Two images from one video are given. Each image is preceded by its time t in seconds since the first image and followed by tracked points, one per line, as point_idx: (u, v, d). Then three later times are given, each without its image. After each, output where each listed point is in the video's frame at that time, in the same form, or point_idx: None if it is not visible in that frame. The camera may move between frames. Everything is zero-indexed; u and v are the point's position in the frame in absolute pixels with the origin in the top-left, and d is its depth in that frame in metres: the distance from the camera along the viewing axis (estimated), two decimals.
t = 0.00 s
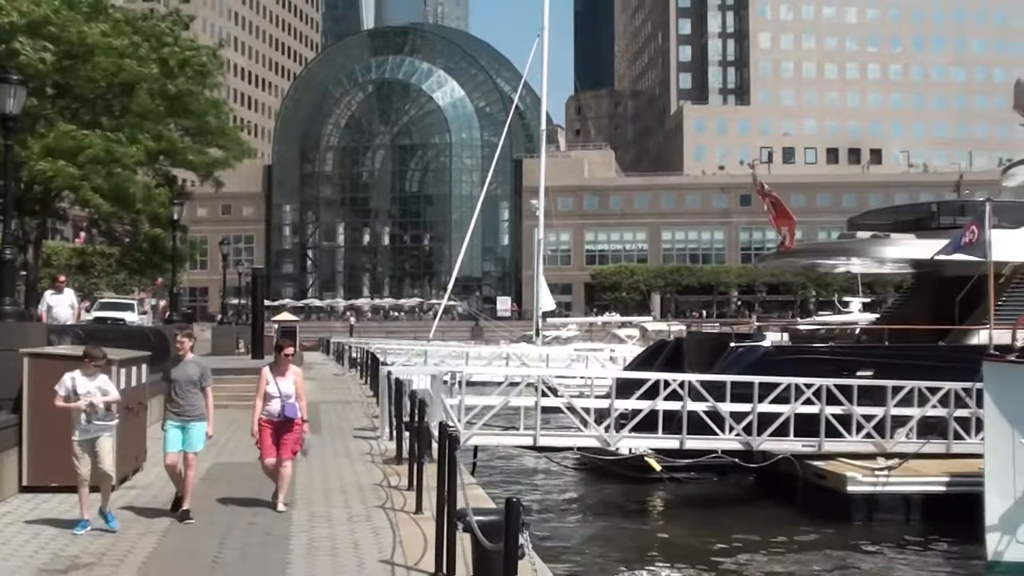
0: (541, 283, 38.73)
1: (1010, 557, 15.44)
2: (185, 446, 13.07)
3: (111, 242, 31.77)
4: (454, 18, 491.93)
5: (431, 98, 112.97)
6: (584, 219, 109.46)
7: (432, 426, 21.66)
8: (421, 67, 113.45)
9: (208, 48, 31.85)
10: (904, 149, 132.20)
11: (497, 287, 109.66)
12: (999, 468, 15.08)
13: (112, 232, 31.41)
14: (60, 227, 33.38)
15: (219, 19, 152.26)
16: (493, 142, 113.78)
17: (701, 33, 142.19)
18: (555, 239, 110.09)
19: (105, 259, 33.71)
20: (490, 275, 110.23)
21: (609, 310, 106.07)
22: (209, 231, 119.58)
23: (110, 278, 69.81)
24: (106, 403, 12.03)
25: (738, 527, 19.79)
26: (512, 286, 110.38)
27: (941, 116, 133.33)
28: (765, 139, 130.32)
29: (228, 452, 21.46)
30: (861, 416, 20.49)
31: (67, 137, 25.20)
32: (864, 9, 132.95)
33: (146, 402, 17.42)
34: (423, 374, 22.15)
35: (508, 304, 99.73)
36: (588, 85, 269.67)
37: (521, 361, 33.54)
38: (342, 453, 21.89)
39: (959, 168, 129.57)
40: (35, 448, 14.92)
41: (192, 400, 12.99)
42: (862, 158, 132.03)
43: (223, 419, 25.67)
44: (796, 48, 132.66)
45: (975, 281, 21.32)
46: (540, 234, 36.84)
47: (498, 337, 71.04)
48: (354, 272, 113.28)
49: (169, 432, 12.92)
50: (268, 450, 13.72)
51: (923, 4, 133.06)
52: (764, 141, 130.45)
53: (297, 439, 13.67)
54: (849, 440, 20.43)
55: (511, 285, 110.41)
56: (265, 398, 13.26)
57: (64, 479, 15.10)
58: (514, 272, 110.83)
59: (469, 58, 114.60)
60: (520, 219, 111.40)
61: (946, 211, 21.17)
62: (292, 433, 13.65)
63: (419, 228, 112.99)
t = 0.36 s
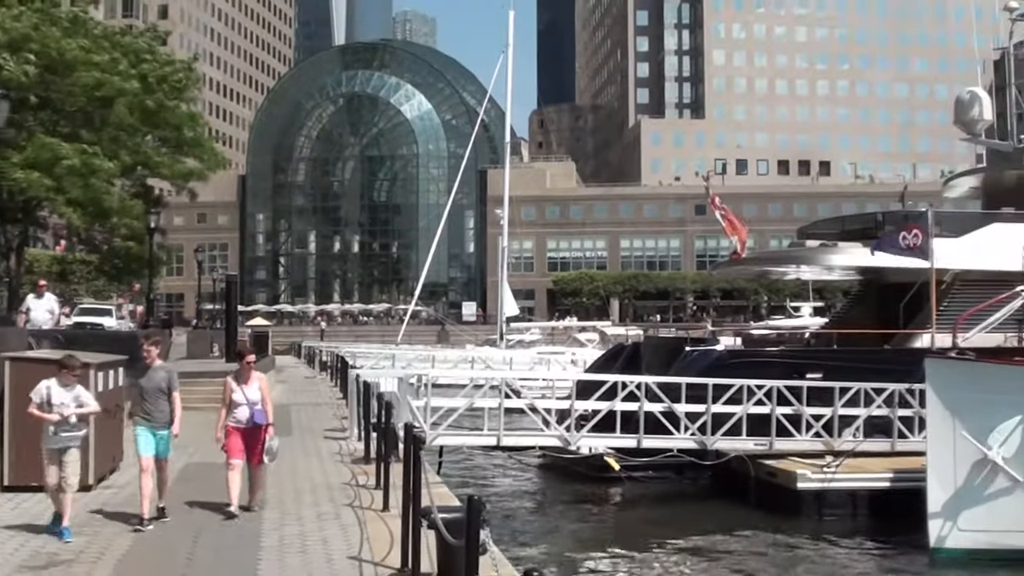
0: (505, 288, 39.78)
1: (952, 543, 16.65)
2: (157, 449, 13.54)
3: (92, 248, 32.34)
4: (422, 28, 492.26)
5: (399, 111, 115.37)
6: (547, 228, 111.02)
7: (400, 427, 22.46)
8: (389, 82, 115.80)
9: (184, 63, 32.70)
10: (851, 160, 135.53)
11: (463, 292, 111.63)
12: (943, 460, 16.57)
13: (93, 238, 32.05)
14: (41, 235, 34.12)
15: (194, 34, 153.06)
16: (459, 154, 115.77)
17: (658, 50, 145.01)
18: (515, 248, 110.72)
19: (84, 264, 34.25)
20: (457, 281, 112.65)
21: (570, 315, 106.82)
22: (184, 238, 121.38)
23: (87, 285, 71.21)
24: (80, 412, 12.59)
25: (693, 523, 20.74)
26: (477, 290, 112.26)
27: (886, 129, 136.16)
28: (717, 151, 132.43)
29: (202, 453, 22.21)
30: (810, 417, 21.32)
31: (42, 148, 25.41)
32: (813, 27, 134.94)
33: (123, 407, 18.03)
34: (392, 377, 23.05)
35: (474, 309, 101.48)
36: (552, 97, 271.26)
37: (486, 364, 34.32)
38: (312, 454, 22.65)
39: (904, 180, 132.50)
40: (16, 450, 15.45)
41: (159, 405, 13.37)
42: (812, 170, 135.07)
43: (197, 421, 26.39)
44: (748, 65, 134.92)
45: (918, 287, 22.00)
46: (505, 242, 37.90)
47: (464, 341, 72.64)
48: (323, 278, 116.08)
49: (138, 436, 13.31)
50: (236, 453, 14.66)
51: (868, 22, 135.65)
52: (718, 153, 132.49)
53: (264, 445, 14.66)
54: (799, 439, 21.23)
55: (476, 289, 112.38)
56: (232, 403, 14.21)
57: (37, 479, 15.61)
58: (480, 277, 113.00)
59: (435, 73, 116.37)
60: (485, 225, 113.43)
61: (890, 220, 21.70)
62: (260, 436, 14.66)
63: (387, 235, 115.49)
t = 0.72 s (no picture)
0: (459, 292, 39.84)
1: (905, 542, 16.79)
2: (104, 456, 12.83)
3: (41, 253, 31.98)
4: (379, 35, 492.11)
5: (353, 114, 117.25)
6: (502, 232, 111.44)
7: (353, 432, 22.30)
8: (343, 85, 117.95)
9: (136, 65, 32.34)
10: (806, 165, 136.10)
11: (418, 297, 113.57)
12: (893, 456, 16.70)
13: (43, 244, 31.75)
14: None
15: (148, 36, 152.37)
16: (414, 157, 117.75)
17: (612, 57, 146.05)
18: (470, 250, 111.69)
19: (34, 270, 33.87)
20: (410, 285, 114.45)
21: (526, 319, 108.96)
22: (137, 241, 120.73)
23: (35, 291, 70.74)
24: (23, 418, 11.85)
25: (647, 527, 20.73)
26: (430, 294, 114.51)
27: (841, 135, 137.32)
28: (672, 156, 133.62)
29: (152, 458, 22.02)
30: (763, 419, 21.36)
31: None
32: (768, 32, 136.47)
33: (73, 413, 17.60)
34: (347, 382, 22.93)
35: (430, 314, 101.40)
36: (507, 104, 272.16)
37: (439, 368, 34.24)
38: (266, 460, 22.52)
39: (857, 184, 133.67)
40: None
41: (106, 407, 12.78)
42: (766, 174, 135.61)
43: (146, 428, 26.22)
44: (703, 70, 136.44)
45: (871, 291, 22.07)
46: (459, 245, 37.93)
47: (417, 346, 72.81)
48: (277, 282, 117.39)
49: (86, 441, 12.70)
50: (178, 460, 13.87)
51: (823, 28, 136.92)
52: (673, 157, 133.72)
53: (209, 449, 13.87)
54: (751, 442, 21.25)
55: (430, 294, 114.50)
56: (176, 405, 13.44)
57: None
58: (434, 282, 114.81)
59: (390, 76, 119.06)
60: (438, 229, 115.42)
61: (844, 225, 21.83)
62: (203, 442, 13.85)
63: (341, 239, 117.00)
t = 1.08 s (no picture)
0: (403, 294, 39.90)
1: (844, 540, 16.94)
2: (46, 469, 12.21)
3: None
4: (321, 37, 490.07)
5: (296, 114, 119.39)
6: (445, 233, 111.66)
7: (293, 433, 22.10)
8: (286, 85, 120.09)
9: (78, 64, 32.04)
10: (747, 167, 134.22)
11: (359, 297, 115.52)
12: (832, 454, 16.74)
13: None
14: None
15: (87, 34, 150.84)
16: (357, 157, 120.39)
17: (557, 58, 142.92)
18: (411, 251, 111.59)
19: None
20: (352, 287, 116.11)
21: (468, 320, 109.67)
22: (76, 243, 120.16)
23: None
24: None
25: (590, 529, 20.71)
26: (371, 294, 116.39)
27: (783, 136, 135.26)
28: (614, 158, 131.55)
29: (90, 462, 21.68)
30: (704, 419, 21.38)
31: None
32: (710, 35, 134.70)
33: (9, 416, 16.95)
34: (287, 383, 22.73)
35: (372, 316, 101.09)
36: (449, 104, 271.45)
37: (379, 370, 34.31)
38: (206, 461, 22.32)
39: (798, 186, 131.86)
40: None
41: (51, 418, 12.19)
42: (708, 176, 133.91)
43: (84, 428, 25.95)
44: (646, 73, 133.77)
45: (811, 293, 22.30)
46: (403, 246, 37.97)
47: (359, 347, 72.67)
48: (218, 283, 118.42)
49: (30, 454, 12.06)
50: (111, 471, 13.16)
51: (765, 30, 135.10)
52: (617, 158, 131.69)
53: (139, 459, 13.15)
54: (692, 441, 21.28)
55: (371, 295, 116.42)
56: (108, 416, 12.78)
57: None
58: (375, 283, 116.73)
59: (333, 77, 121.54)
60: (378, 230, 117.78)
61: (785, 227, 21.95)
62: (133, 455, 13.13)
63: (283, 241, 118.76)
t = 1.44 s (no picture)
0: (337, 291, 39.73)
1: (775, 539, 16.79)
2: None
3: None
4: (257, 33, 488.10)
5: (230, 111, 118.62)
6: (379, 231, 111.06)
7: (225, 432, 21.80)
8: (220, 82, 119.58)
9: (8, 61, 31.59)
10: (683, 167, 131.96)
11: (293, 296, 114.77)
12: (763, 454, 16.62)
13: None
14: None
15: (17, 29, 148.96)
16: (291, 155, 120.04)
17: (493, 57, 141.83)
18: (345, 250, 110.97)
19: None
20: (286, 286, 115.37)
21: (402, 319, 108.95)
22: (8, 239, 118.18)
23: None
24: None
25: (524, 529, 20.60)
26: (305, 292, 115.66)
27: (717, 137, 133.87)
28: (551, 157, 128.72)
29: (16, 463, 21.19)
30: (636, 416, 21.33)
31: None
32: (645, 35, 132.55)
33: None
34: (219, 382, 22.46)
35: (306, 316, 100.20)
36: (385, 101, 270.02)
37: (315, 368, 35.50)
38: (136, 462, 22.00)
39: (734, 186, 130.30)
40: None
41: None
42: (643, 176, 131.20)
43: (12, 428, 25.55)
44: (581, 73, 131.09)
45: (745, 291, 22.35)
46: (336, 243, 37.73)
47: (292, 346, 72.08)
48: (151, 281, 117.07)
49: None
50: (34, 470, 12.67)
51: (701, 31, 133.76)
52: (552, 158, 128.63)
53: (65, 459, 12.71)
54: (625, 439, 21.22)
55: (305, 293, 115.67)
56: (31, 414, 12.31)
57: None
58: (309, 281, 115.81)
59: (269, 74, 121.17)
60: (311, 227, 116.92)
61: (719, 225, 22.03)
62: (60, 453, 12.70)
63: (217, 239, 117.49)
